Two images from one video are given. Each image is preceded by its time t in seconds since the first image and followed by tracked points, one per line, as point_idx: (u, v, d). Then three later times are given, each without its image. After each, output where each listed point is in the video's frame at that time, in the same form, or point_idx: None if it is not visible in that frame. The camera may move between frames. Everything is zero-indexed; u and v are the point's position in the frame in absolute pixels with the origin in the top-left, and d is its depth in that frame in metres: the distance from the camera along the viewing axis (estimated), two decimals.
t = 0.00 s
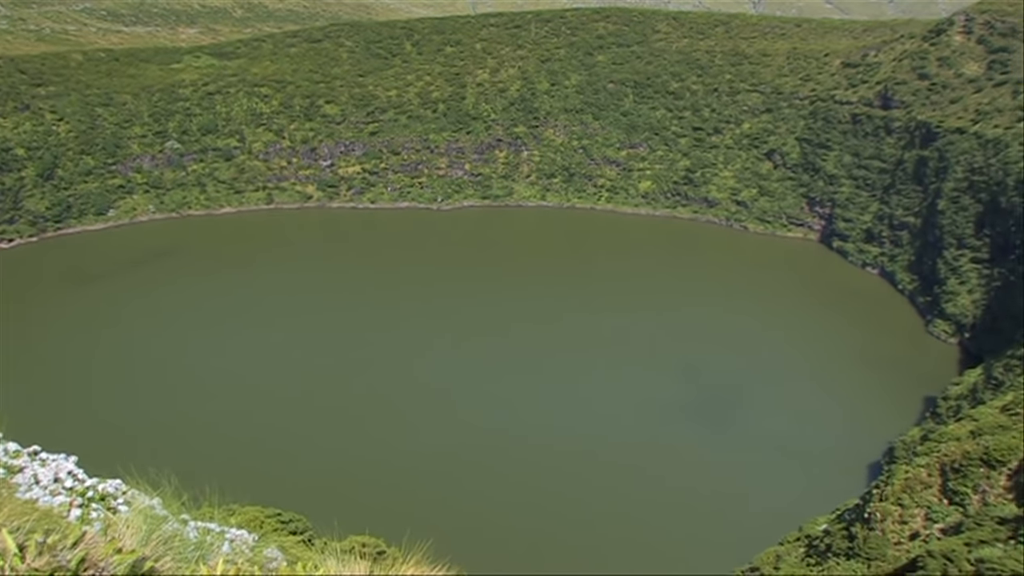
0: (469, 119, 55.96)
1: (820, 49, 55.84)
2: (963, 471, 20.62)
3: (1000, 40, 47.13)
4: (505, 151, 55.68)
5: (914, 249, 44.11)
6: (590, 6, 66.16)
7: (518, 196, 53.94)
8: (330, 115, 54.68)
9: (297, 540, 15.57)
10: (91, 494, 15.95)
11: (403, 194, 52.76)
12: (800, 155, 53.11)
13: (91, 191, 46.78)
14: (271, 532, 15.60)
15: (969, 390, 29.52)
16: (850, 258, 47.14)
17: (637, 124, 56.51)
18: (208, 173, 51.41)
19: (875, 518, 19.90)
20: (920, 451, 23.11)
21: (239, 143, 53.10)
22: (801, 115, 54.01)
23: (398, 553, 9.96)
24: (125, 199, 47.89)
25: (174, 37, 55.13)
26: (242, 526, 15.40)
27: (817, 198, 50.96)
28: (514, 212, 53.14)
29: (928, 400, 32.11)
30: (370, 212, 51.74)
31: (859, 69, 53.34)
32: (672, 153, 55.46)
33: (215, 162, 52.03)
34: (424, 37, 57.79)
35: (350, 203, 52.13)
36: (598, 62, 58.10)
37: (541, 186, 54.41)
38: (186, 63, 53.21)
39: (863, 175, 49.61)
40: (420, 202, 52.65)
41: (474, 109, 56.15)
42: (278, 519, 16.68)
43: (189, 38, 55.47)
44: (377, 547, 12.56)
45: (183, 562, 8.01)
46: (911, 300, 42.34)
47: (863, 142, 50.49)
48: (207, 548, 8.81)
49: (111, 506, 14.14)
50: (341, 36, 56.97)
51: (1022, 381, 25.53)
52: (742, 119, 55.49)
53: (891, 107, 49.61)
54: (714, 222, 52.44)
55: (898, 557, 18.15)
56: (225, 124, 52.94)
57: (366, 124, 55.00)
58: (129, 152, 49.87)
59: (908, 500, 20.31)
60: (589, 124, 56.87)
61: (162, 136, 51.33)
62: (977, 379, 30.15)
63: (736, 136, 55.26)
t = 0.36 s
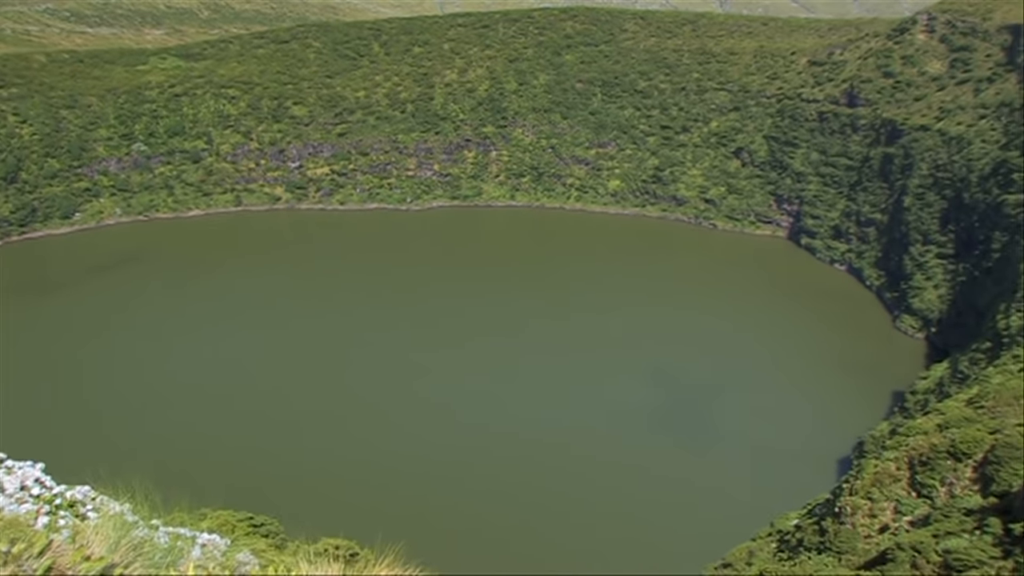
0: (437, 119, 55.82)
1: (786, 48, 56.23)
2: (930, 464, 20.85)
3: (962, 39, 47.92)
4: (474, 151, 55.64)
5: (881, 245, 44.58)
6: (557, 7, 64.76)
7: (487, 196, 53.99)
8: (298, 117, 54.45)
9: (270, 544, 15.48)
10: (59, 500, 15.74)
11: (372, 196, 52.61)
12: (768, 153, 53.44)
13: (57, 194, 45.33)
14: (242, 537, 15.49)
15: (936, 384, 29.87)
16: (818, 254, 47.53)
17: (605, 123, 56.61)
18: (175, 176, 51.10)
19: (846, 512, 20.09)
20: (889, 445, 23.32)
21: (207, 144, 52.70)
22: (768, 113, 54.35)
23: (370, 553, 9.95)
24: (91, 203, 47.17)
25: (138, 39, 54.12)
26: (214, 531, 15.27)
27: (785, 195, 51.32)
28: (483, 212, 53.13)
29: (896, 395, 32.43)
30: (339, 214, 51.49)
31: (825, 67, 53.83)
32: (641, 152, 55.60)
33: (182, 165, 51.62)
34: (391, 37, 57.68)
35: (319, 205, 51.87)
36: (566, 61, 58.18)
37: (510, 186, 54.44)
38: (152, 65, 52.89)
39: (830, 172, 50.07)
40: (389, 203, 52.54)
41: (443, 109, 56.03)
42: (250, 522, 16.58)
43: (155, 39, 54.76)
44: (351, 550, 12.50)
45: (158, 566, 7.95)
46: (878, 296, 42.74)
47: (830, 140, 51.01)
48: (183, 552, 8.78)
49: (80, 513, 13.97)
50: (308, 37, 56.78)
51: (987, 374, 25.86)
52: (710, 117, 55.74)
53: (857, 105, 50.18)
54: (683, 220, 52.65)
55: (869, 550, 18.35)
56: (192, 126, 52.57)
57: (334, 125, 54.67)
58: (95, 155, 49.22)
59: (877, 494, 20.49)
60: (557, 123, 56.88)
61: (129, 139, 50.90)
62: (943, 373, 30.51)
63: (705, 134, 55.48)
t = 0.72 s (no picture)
0: (402, 120, 55.74)
1: (749, 47, 56.58)
2: (895, 457, 21.11)
3: (920, 37, 48.52)
4: (439, 152, 55.65)
5: (844, 242, 45.05)
6: (520, 7, 64.73)
7: (452, 196, 53.93)
8: (262, 119, 54.11)
9: (238, 548, 15.38)
10: (22, 510, 15.47)
11: (337, 197, 52.39)
12: (732, 151, 53.81)
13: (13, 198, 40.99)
14: (210, 541, 15.37)
15: (899, 378, 30.22)
16: (783, 251, 47.93)
17: (570, 122, 56.76)
18: (138, 179, 50.49)
19: (813, 506, 20.27)
20: (854, 439, 23.56)
21: (170, 147, 52.27)
22: (731, 111, 54.79)
23: (336, 557, 9.88)
24: (53, 207, 43.76)
25: (98, 40, 51.17)
26: (181, 537, 15.14)
27: (749, 193, 51.70)
28: (448, 212, 53.03)
29: (860, 390, 32.74)
30: (304, 216, 51.25)
31: (786, 66, 54.31)
32: (605, 152, 55.77)
33: (145, 168, 51.15)
34: (356, 38, 57.33)
35: (284, 207, 51.63)
36: (530, 61, 58.26)
37: (475, 186, 54.45)
38: (113, 68, 51.61)
39: (793, 169, 50.53)
40: (355, 205, 52.33)
41: (407, 110, 55.95)
42: (219, 528, 16.44)
43: (116, 40, 52.40)
44: (323, 555, 12.39)
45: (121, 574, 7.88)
46: (842, 292, 43.16)
47: (793, 138, 51.48)
48: (144, 562, 8.62)
49: (44, 521, 13.79)
50: (271, 38, 56.39)
51: (949, 367, 26.19)
52: (674, 116, 56.03)
53: (819, 103, 50.72)
54: (648, 219, 52.96)
55: (836, 543, 18.53)
56: (155, 129, 52.09)
57: (299, 127, 54.42)
58: (55, 158, 47.07)
59: (844, 487, 20.70)
60: (522, 123, 56.97)
61: (91, 141, 49.85)
62: (907, 367, 30.87)
63: (669, 133, 55.78)
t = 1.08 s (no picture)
0: (365, 120, 55.56)
1: (710, 45, 56.97)
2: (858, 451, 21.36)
3: (878, 36, 49.07)
4: (402, 152, 55.54)
5: (806, 238, 45.52)
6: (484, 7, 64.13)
7: (416, 197, 53.68)
8: (224, 120, 53.86)
9: (205, 554, 15.24)
10: None
11: (301, 199, 51.93)
12: (695, 149, 54.19)
13: None
14: (177, 548, 15.20)
15: (862, 373, 30.55)
16: (746, 248, 48.26)
17: (533, 122, 56.83)
18: (98, 182, 49.47)
19: (779, 500, 20.41)
20: (820, 433, 23.76)
21: (132, 150, 51.65)
22: (693, 110, 55.21)
23: (308, 563, 9.70)
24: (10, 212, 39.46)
25: (57, 42, 48.62)
26: (147, 543, 14.95)
27: (712, 190, 52.04)
28: (413, 212, 52.75)
29: (824, 385, 33.01)
30: (267, 218, 50.87)
31: (748, 63, 54.56)
32: (569, 151, 55.88)
33: (105, 171, 50.22)
34: (318, 39, 57.11)
35: (247, 209, 51.16)
36: (493, 61, 58.27)
37: (439, 186, 54.31)
38: (71, 69, 50.01)
39: (756, 167, 51.01)
40: (318, 206, 52.00)
41: (370, 111, 55.82)
42: (185, 534, 16.29)
43: (73, 42, 50.55)
44: (288, 558, 12.31)
45: None
46: (806, 288, 43.52)
47: (755, 135, 52.04)
48: (108, 572, 8.47)
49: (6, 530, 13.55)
50: (233, 39, 55.77)
51: (910, 361, 26.50)
52: (637, 114, 56.40)
53: (781, 101, 51.33)
54: (612, 217, 53.09)
55: (802, 538, 18.68)
56: (116, 131, 51.31)
57: (261, 128, 54.22)
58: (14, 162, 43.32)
59: (809, 482, 20.86)
60: (485, 122, 57.02)
61: (48, 144, 47.58)
62: (870, 361, 31.19)
63: (631, 131, 56.12)
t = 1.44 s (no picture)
0: (325, 122, 55.17)
1: (669, 44, 57.32)
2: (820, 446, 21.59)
3: (834, 35, 49.65)
4: (363, 153, 55.23)
5: (767, 235, 45.93)
6: (443, 7, 64.66)
7: (377, 198, 53.32)
8: (183, 123, 53.21)
9: (170, 561, 15.03)
10: None
11: (260, 202, 51.47)
12: (655, 147, 54.50)
13: None
14: (140, 556, 15.02)
15: (824, 367, 30.85)
16: (707, 245, 48.53)
17: (493, 122, 56.78)
18: (55, 186, 48.96)
19: (743, 496, 20.56)
20: (783, 428, 23.94)
21: (88, 153, 51.13)
22: (653, 108, 55.54)
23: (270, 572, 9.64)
24: None
25: None
26: (108, 552, 14.74)
27: (672, 188, 52.30)
28: (373, 214, 52.39)
29: (786, 380, 33.30)
30: (226, 221, 50.48)
31: (706, 62, 54.91)
32: (530, 150, 55.90)
33: (61, 175, 49.67)
34: (276, 40, 56.74)
35: (207, 212, 50.75)
36: (452, 61, 58.22)
37: (400, 187, 54.10)
38: (21, 71, 50.19)
39: (715, 165, 51.43)
40: (278, 209, 51.55)
41: (330, 112, 55.47)
42: (147, 541, 16.11)
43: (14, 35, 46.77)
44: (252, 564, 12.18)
45: None
46: (766, 284, 43.85)
47: (714, 133, 52.48)
48: None
49: None
50: (189, 40, 55.23)
51: (871, 355, 26.80)
52: (596, 114, 56.66)
53: (739, 98, 51.74)
54: (573, 217, 53.07)
55: (766, 532, 18.84)
56: (70, 135, 50.81)
57: (220, 131, 53.65)
58: None
59: (773, 476, 21.02)
60: (445, 123, 56.91)
61: (2, 147, 48.84)
62: (831, 356, 31.51)
63: (592, 130, 56.30)
